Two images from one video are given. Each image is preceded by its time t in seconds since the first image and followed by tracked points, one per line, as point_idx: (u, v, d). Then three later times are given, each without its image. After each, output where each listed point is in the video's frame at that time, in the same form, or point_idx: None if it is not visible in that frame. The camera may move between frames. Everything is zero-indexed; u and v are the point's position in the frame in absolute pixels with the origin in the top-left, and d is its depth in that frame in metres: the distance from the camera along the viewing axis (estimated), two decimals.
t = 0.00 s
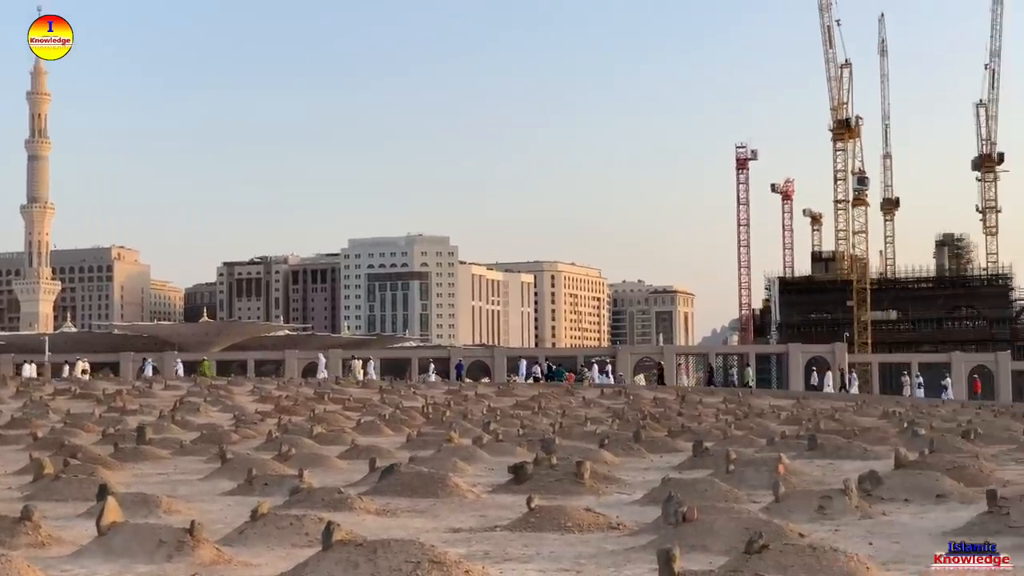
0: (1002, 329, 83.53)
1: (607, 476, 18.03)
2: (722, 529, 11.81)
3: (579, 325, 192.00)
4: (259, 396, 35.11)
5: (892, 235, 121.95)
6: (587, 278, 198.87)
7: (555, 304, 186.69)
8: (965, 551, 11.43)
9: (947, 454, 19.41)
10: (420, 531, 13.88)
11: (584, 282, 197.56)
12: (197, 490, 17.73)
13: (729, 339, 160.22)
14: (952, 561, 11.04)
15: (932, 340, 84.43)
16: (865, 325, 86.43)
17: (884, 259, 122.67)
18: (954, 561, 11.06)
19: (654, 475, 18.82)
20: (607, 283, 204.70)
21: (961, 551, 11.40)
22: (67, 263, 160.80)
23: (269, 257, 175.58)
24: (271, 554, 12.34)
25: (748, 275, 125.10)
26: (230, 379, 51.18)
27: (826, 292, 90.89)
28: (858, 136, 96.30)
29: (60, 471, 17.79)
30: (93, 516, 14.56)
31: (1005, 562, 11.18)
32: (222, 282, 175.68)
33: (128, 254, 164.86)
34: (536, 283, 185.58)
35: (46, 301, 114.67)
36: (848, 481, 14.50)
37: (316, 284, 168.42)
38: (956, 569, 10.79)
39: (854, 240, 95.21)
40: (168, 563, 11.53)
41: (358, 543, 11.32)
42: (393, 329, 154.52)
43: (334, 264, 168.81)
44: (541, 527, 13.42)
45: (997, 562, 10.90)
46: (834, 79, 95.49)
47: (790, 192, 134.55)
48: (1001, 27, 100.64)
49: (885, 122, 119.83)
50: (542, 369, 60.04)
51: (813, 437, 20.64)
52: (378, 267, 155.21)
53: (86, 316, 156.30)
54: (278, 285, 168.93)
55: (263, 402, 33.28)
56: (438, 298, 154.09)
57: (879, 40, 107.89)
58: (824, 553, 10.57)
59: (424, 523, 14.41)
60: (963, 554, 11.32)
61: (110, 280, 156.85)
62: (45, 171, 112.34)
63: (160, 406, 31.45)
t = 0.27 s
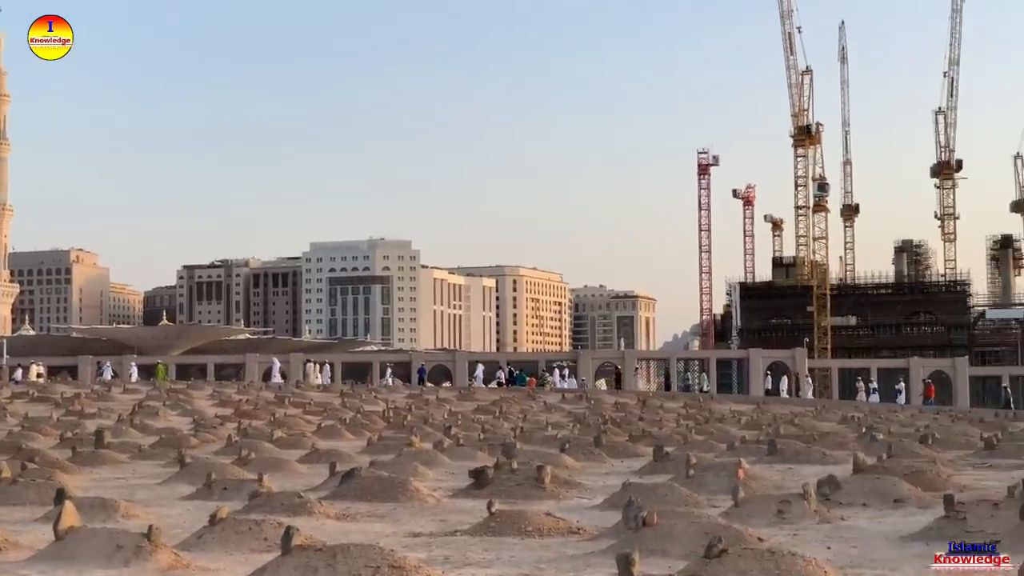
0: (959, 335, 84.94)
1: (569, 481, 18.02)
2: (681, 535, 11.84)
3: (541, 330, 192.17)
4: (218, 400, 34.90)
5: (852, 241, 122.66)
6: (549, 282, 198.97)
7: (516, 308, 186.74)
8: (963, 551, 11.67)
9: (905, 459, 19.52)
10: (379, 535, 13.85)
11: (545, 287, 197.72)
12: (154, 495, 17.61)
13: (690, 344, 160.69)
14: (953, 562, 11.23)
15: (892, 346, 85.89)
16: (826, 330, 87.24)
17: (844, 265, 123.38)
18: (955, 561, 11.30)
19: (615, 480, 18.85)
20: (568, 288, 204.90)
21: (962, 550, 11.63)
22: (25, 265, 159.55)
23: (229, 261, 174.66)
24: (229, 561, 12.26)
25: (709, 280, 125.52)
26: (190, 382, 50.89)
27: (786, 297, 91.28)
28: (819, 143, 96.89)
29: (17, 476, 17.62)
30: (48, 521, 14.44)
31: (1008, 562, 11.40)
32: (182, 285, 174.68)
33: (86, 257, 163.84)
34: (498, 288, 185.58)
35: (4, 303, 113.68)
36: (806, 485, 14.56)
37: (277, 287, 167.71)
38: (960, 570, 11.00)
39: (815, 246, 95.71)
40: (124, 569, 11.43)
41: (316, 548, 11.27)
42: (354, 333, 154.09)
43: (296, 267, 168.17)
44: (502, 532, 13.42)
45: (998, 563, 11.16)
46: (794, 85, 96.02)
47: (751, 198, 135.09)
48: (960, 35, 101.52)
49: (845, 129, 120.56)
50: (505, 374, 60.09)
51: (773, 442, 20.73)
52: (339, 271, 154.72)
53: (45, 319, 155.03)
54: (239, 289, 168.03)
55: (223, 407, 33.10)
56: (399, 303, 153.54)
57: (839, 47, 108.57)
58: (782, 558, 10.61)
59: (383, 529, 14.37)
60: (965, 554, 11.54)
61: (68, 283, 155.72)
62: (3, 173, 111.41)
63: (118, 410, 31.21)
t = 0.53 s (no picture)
0: (916, 341, 85.57)
1: (527, 486, 18.01)
2: (639, 539, 11.85)
3: (501, 334, 192.15)
4: (176, 404, 34.69)
5: (811, 248, 123.32)
6: (509, 287, 198.91)
7: (476, 313, 186.61)
8: (968, 552, 11.49)
9: (862, 463, 19.64)
10: (338, 541, 13.78)
11: (506, 291, 197.71)
12: (111, 500, 17.47)
13: (650, 349, 161.06)
14: (954, 563, 11.04)
15: (849, 352, 86.18)
16: (785, 336, 87.46)
17: (803, 271, 124.02)
18: (955, 562, 11.13)
19: (574, 484, 18.87)
20: (529, 292, 205.00)
21: (966, 550, 11.54)
22: None
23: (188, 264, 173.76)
24: (186, 565, 12.18)
25: (669, 286, 125.83)
26: (148, 386, 50.52)
27: (745, 303, 91.62)
28: (779, 149, 97.35)
29: None
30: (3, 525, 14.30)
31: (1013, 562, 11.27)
32: (140, 288, 173.59)
33: (43, 260, 162.53)
34: (458, 292, 185.44)
35: None
36: (764, 490, 14.61)
37: (237, 291, 167.00)
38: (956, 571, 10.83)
39: (774, 252, 96.16)
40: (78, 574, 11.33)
41: (273, 553, 11.22)
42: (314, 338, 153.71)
43: (255, 271, 167.52)
44: (460, 537, 13.39)
45: (999, 564, 10.91)
46: (754, 92, 96.48)
47: (711, 204, 135.51)
48: (918, 44, 102.30)
49: (804, 136, 121.25)
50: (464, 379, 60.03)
51: (732, 447, 20.80)
52: (299, 275, 154.29)
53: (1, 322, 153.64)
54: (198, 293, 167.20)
55: (180, 411, 32.90)
56: (359, 306, 153.53)
57: (799, 55, 109.18)
58: (740, 563, 10.62)
59: (341, 533, 14.31)
60: (965, 555, 11.38)
61: (25, 287, 154.45)
62: None
63: (74, 414, 30.97)
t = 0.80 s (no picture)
0: (870, 346, 86.35)
1: (484, 490, 17.98)
2: (595, 543, 11.86)
3: (458, 339, 192.02)
4: (131, 408, 34.43)
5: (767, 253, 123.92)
6: (466, 291, 198.82)
7: (434, 317, 186.36)
8: (967, 550, 11.63)
9: (817, 468, 19.75)
10: (293, 546, 13.71)
11: (464, 296, 197.63)
12: (64, 504, 17.31)
13: (608, 355, 161.32)
14: (953, 562, 11.19)
15: (806, 357, 86.63)
16: (742, 341, 87.72)
17: (760, 276, 124.62)
18: (955, 562, 11.20)
19: (530, 489, 18.86)
20: (486, 296, 204.95)
21: (965, 549, 11.63)
22: None
23: (144, 267, 172.65)
24: (140, 571, 12.08)
25: (627, 290, 126.08)
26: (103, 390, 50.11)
27: (703, 308, 91.97)
28: (736, 155, 97.78)
29: None
30: None
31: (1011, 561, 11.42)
32: (95, 291, 172.32)
33: None
34: (416, 296, 185.13)
35: None
36: (720, 495, 14.65)
37: (193, 295, 166.08)
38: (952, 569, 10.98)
39: (731, 257, 96.59)
40: None
41: (228, 558, 11.15)
42: (270, 341, 153.06)
43: (211, 275, 166.64)
44: (417, 542, 13.35)
45: (1000, 564, 11.10)
46: (712, 98, 96.92)
47: (668, 209, 135.83)
48: (874, 52, 103.04)
49: (761, 143, 121.84)
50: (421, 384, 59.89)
51: (688, 452, 20.86)
52: (256, 279, 153.64)
53: None
54: (153, 296, 166.10)
55: (136, 415, 32.65)
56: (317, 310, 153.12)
57: (757, 61, 109.75)
58: (696, 567, 10.65)
59: (296, 538, 14.24)
60: (964, 553, 11.51)
61: None
62: None
63: (28, 418, 30.67)
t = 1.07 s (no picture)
0: (824, 351, 86.96)
1: (439, 495, 17.94)
2: (549, 548, 11.86)
3: (414, 342, 191.64)
4: (83, 412, 34.12)
5: (723, 258, 124.48)
6: (422, 295, 198.48)
7: (390, 321, 185.89)
8: (966, 551, 11.96)
9: (771, 472, 19.84)
10: (246, 550, 13.62)
11: (420, 299, 197.30)
12: (14, 508, 17.13)
13: (564, 358, 161.41)
14: (954, 562, 11.51)
15: (761, 361, 87.02)
16: (697, 345, 88.00)
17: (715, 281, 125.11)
18: (955, 561, 11.53)
19: (485, 493, 18.82)
20: (442, 300, 204.70)
21: (962, 549, 11.87)
22: None
23: (97, 269, 171.19)
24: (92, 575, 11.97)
25: (584, 295, 126.16)
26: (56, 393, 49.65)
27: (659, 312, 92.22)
28: (692, 160, 98.09)
29: None
30: None
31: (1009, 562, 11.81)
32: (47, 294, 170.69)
33: None
34: (372, 299, 184.63)
35: None
36: (674, 498, 14.69)
37: (146, 297, 164.81)
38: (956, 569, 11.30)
39: (688, 262, 96.90)
40: None
41: (180, 563, 11.07)
42: (225, 344, 152.24)
43: (165, 277, 165.44)
44: (371, 546, 13.30)
45: (1000, 564, 11.50)
46: (669, 103, 97.22)
47: (624, 214, 136.09)
48: (828, 59, 103.73)
49: (717, 148, 122.36)
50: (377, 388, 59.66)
51: (643, 456, 20.89)
52: (210, 281, 152.67)
53: None
54: (106, 299, 164.66)
55: (88, 419, 32.36)
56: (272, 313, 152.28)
57: (713, 67, 110.19)
58: (651, 571, 10.67)
59: (249, 543, 14.15)
60: (964, 554, 11.82)
61: None
62: None
63: None
